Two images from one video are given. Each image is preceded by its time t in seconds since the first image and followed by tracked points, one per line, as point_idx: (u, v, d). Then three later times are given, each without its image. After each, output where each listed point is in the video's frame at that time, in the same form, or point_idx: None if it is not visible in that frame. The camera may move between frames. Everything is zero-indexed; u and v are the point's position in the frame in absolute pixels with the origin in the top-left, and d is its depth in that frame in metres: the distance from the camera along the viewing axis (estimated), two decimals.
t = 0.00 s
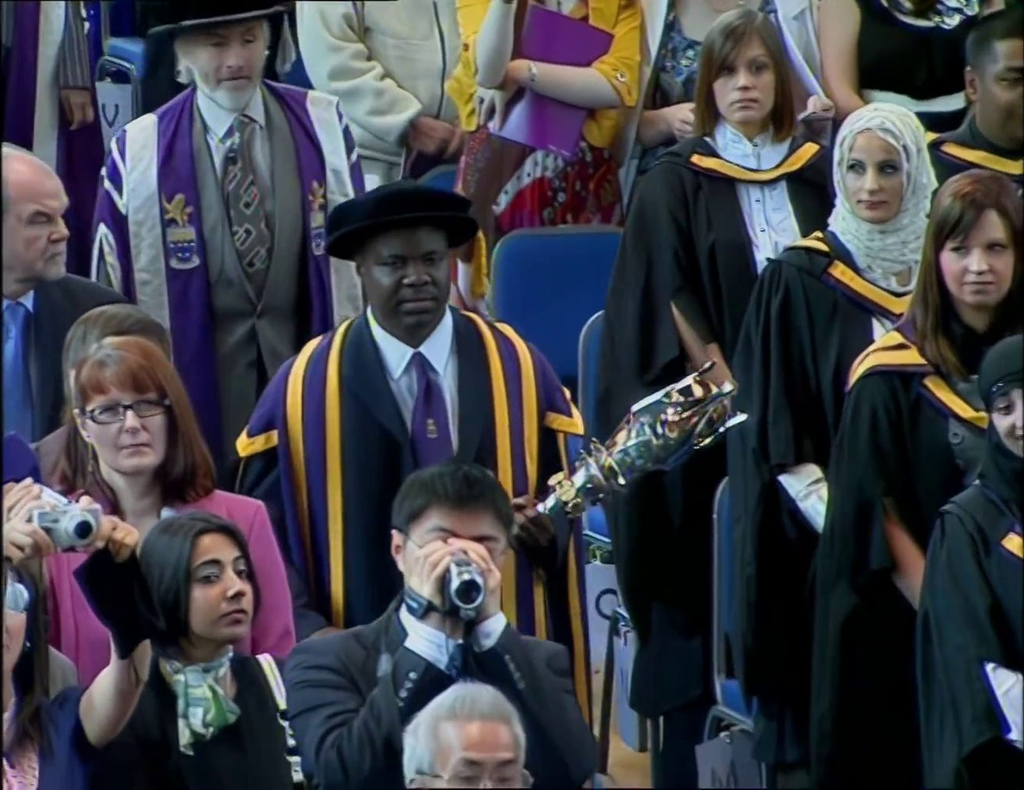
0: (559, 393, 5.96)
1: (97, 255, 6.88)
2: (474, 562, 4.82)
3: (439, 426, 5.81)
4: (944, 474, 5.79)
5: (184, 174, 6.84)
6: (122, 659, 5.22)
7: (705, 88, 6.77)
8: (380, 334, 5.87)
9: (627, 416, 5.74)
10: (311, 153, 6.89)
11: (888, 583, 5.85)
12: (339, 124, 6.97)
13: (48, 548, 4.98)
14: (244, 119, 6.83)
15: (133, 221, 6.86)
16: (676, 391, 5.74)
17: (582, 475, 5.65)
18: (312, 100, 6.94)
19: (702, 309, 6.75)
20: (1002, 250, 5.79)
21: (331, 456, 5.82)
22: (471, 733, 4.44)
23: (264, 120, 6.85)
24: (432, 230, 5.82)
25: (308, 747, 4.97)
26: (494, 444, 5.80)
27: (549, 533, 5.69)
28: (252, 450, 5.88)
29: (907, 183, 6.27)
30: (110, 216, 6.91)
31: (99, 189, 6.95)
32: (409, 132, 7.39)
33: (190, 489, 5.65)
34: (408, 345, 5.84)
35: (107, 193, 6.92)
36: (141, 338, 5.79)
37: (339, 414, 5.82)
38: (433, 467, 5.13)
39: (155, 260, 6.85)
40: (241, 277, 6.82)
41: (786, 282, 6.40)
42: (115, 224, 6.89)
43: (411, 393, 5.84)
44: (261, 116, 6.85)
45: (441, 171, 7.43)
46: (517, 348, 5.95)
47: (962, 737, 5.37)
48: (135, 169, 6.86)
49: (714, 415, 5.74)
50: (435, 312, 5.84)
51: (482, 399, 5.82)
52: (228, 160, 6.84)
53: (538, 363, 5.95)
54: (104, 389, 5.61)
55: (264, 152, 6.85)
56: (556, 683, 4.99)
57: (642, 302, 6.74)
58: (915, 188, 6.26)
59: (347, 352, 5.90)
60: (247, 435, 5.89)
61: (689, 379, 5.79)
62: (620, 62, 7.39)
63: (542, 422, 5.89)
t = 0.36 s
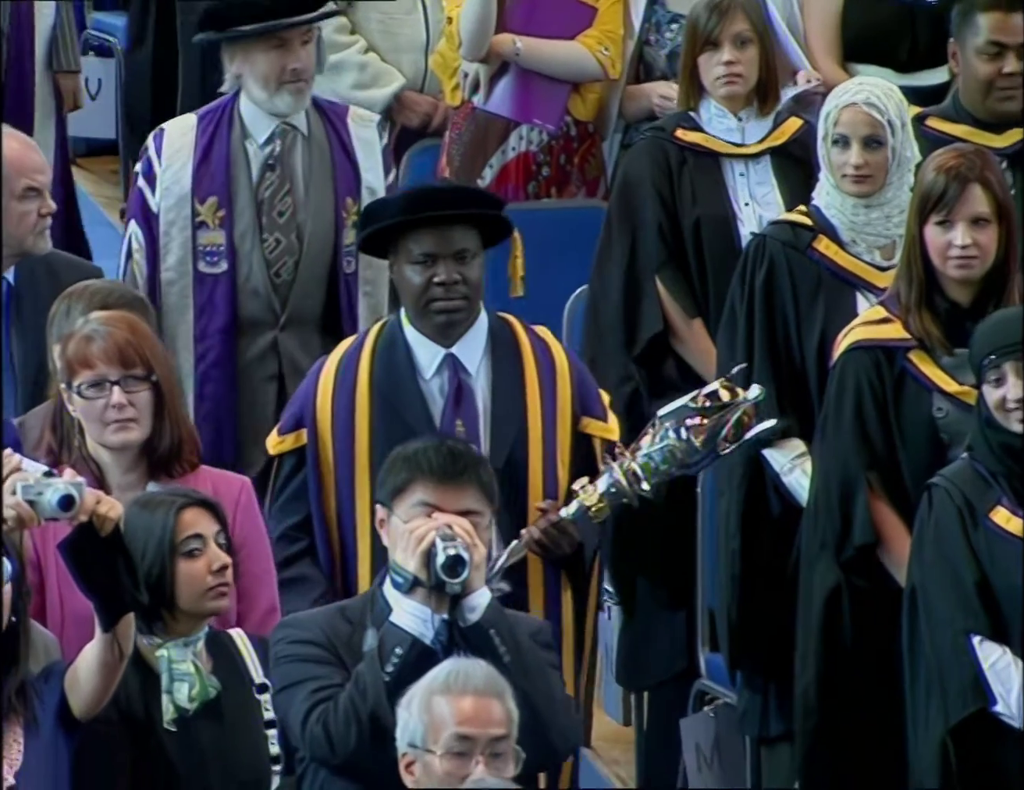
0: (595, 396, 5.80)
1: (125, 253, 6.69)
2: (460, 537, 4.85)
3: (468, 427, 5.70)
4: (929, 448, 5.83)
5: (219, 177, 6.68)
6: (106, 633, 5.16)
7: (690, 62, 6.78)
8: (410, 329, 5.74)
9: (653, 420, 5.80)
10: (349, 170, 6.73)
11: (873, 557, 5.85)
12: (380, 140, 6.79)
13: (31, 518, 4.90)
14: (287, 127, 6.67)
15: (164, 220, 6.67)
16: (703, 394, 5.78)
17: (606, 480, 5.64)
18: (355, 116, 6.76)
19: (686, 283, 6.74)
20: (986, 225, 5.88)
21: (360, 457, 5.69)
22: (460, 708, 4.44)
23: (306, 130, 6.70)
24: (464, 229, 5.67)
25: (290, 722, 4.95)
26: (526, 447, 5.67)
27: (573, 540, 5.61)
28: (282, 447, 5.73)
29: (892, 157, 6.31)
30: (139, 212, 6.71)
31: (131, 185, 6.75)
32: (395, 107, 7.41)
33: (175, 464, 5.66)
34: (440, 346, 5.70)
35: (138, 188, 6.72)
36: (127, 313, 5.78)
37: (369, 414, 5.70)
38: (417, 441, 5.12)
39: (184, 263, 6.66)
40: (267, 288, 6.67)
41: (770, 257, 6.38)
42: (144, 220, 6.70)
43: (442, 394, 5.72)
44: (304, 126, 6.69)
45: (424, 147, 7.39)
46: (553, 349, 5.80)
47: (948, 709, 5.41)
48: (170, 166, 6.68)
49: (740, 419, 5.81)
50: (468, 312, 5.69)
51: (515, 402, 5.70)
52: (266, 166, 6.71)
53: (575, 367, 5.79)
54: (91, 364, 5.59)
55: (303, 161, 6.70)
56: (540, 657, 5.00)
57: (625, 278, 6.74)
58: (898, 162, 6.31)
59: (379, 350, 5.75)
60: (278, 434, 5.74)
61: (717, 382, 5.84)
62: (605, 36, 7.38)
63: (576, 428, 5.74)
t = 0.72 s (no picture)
0: (613, 370, 5.62)
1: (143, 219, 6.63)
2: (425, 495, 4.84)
3: (484, 406, 5.51)
4: (897, 407, 5.86)
5: (239, 144, 6.59)
6: (75, 593, 5.02)
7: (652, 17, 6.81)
8: (423, 309, 5.60)
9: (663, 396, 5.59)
10: (368, 144, 6.63)
11: (844, 519, 5.84)
12: (402, 116, 6.69)
13: None
14: (307, 98, 6.59)
15: (183, 187, 6.58)
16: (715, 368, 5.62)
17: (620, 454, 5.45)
18: (375, 88, 6.67)
19: (656, 242, 6.78)
20: (955, 184, 5.91)
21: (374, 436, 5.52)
22: (436, 668, 4.45)
23: (326, 102, 6.62)
24: (476, 207, 5.58)
25: (257, 682, 4.95)
26: (541, 424, 5.52)
27: (588, 516, 5.49)
28: (296, 426, 5.57)
29: (859, 118, 6.31)
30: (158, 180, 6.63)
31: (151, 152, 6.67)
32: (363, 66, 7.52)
33: (146, 427, 5.67)
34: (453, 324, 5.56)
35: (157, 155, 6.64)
36: (96, 274, 5.76)
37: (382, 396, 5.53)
38: (383, 401, 5.10)
39: (203, 231, 6.57)
40: (284, 259, 6.58)
41: (738, 218, 6.37)
42: (163, 186, 6.62)
43: (456, 372, 5.55)
44: (323, 98, 6.61)
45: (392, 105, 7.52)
46: (568, 326, 5.62)
47: (920, 667, 5.46)
48: (190, 133, 6.58)
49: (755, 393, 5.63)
50: (479, 290, 5.56)
51: (529, 381, 5.53)
52: (286, 137, 6.62)
53: (592, 342, 5.61)
54: (62, 326, 5.59)
55: (321, 134, 6.61)
56: (507, 617, 5.02)
57: (596, 238, 6.74)
58: (866, 122, 6.32)
59: (390, 333, 5.60)
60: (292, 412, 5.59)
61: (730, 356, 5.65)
62: None
63: (593, 405, 5.57)
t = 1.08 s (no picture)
0: (612, 382, 5.45)
1: (137, 245, 6.47)
2: (397, 476, 4.85)
3: (484, 421, 5.34)
4: (871, 387, 5.86)
5: (233, 167, 6.41)
6: (47, 573, 4.92)
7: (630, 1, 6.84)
8: (418, 324, 5.46)
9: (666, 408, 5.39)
10: (365, 161, 6.44)
11: (818, 496, 5.87)
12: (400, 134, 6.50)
13: None
14: (301, 120, 6.42)
15: (176, 213, 6.40)
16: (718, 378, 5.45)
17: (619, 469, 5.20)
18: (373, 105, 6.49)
19: (628, 222, 6.77)
20: (929, 164, 5.91)
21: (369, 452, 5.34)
22: (411, 649, 4.47)
23: (322, 123, 6.44)
24: (472, 221, 5.47)
25: (229, 663, 4.95)
26: (541, 439, 5.35)
27: (589, 531, 5.30)
28: (291, 442, 5.40)
29: (831, 98, 6.30)
30: (151, 206, 6.44)
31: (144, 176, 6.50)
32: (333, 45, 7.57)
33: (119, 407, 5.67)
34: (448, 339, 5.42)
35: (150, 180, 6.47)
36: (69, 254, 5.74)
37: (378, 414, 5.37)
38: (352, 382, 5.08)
39: (197, 255, 6.39)
40: (283, 282, 6.39)
41: (711, 196, 6.39)
42: (157, 212, 6.43)
43: (454, 388, 5.39)
44: (318, 119, 6.43)
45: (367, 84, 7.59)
46: (567, 340, 5.45)
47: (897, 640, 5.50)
48: (183, 158, 6.40)
49: (757, 404, 5.46)
50: (475, 304, 5.43)
51: (527, 395, 5.36)
52: (280, 160, 6.43)
53: (590, 355, 5.44)
54: (35, 305, 5.56)
55: (318, 153, 6.43)
56: (478, 597, 5.04)
57: (568, 217, 6.76)
58: (839, 103, 6.30)
59: (385, 346, 5.46)
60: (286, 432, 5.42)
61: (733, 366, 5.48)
62: None
63: (592, 416, 5.39)
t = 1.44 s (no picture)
0: (589, 385, 5.50)
1: (131, 252, 6.32)
2: (371, 457, 4.87)
3: (466, 424, 5.39)
4: (848, 370, 5.87)
5: (224, 167, 6.29)
6: (23, 554, 4.91)
7: None
8: (397, 328, 5.50)
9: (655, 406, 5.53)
10: (359, 152, 6.35)
11: (795, 476, 5.87)
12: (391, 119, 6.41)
13: None
14: (288, 113, 6.32)
15: (169, 217, 6.28)
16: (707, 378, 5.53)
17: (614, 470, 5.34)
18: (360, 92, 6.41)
19: (605, 201, 6.77)
20: (907, 143, 5.90)
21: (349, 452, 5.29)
22: (391, 627, 4.50)
23: (310, 115, 6.34)
24: (452, 223, 5.53)
25: (205, 644, 4.94)
26: (523, 443, 5.40)
27: (578, 535, 5.34)
28: (270, 455, 5.34)
29: (809, 79, 6.28)
30: (143, 211, 6.32)
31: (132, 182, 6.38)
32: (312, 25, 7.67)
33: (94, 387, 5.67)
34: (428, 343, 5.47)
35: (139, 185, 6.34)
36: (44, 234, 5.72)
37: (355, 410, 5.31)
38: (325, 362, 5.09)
39: (192, 259, 6.26)
40: (281, 281, 6.26)
41: (688, 175, 6.40)
42: (150, 218, 6.30)
43: (435, 392, 5.43)
44: (307, 111, 6.34)
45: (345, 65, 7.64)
46: (543, 343, 5.52)
47: (879, 622, 5.47)
48: (173, 162, 6.29)
49: (746, 404, 5.56)
50: (456, 308, 5.49)
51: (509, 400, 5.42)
52: (271, 156, 6.32)
53: (568, 359, 5.50)
54: (10, 285, 5.55)
55: (309, 148, 6.32)
56: (454, 576, 5.03)
57: (544, 194, 6.75)
58: (816, 84, 6.28)
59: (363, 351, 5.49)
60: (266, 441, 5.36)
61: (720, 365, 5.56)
62: None
63: (572, 420, 5.45)
